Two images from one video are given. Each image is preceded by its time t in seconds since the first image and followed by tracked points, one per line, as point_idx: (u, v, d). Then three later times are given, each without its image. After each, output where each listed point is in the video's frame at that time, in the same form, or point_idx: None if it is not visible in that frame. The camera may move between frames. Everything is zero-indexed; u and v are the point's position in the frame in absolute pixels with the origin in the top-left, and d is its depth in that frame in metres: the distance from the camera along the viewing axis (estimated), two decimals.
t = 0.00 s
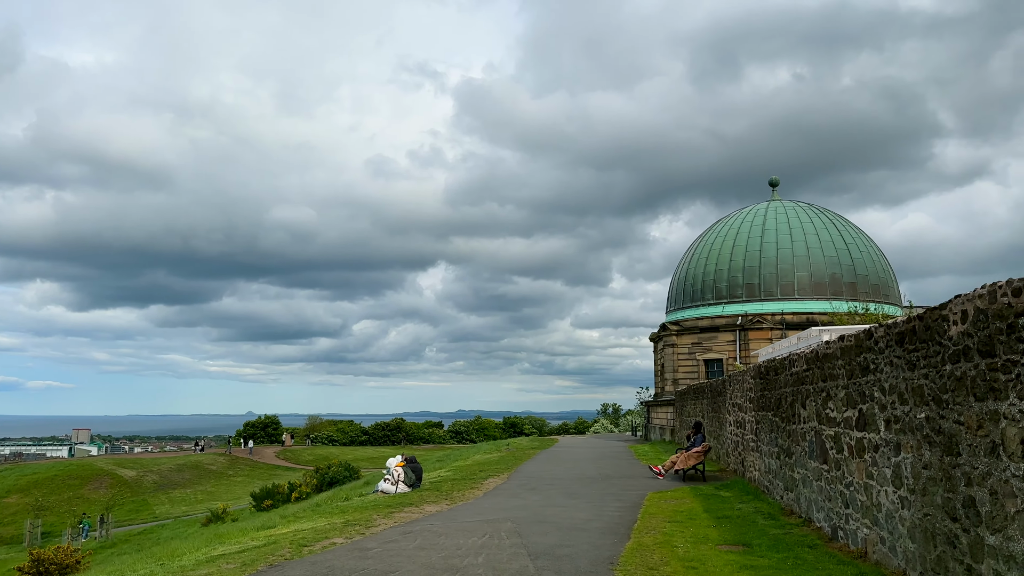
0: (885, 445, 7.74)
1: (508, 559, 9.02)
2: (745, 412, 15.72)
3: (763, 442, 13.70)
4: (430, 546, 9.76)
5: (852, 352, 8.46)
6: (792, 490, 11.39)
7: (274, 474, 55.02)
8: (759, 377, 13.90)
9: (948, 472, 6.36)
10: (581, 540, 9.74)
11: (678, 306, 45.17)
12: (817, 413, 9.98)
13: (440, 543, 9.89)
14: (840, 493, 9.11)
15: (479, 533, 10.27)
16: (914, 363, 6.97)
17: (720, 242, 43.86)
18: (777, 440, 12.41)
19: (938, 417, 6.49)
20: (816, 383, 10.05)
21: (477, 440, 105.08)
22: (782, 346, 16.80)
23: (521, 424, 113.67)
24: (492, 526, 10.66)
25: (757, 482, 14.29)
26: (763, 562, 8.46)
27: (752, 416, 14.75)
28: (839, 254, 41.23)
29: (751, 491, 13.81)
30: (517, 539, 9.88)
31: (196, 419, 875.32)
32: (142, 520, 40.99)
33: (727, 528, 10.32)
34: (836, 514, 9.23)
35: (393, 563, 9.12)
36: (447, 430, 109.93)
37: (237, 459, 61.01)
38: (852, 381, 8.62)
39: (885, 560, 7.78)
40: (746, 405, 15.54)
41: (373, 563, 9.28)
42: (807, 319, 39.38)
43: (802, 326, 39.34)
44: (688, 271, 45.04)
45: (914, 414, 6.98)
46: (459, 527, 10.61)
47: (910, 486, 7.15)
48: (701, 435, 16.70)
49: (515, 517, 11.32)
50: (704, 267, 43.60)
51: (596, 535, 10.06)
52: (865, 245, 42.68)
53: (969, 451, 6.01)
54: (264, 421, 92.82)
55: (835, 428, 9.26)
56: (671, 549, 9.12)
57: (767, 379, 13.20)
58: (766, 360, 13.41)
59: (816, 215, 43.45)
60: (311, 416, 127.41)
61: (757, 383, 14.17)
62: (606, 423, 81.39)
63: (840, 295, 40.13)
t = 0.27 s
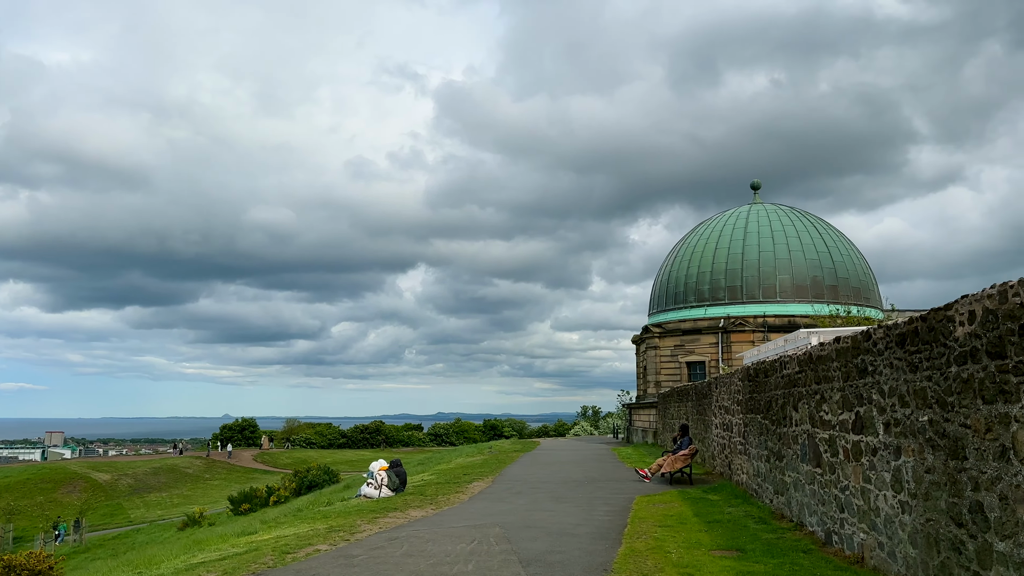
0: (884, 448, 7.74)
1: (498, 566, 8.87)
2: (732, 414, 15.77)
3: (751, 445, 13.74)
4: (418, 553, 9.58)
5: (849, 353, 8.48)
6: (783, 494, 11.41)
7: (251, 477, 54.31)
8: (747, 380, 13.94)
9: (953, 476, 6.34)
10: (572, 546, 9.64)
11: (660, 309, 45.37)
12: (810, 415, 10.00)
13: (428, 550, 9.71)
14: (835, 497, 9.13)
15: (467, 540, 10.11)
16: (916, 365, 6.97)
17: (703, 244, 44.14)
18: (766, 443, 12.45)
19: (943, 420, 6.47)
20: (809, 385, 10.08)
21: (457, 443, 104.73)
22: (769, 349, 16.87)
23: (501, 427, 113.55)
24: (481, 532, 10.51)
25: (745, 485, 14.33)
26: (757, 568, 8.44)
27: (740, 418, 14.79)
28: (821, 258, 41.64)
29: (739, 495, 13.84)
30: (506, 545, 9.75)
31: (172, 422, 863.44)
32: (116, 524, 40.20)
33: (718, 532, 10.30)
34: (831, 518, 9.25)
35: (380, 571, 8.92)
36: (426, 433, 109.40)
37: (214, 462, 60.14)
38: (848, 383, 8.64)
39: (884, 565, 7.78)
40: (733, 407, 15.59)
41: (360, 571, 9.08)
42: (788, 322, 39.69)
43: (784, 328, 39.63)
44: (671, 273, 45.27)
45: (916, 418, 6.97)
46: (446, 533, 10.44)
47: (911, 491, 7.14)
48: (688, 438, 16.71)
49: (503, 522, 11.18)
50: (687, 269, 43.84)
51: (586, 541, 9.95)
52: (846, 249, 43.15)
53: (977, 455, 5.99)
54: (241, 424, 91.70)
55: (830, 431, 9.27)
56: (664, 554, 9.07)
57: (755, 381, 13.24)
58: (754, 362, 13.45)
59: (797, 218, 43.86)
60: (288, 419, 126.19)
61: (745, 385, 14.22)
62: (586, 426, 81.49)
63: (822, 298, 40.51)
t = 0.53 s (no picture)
0: (888, 451, 7.70)
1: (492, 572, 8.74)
2: (723, 416, 15.77)
3: (743, 447, 13.74)
4: (408, 559, 9.41)
5: (851, 354, 8.44)
6: (778, 497, 11.40)
7: (233, 480, 53.70)
8: (739, 382, 13.97)
9: (964, 480, 6.24)
10: (566, 551, 9.55)
11: (646, 310, 45.50)
12: (808, 417, 9.99)
13: (419, 555, 9.55)
14: (834, 500, 9.10)
15: (459, 544, 9.97)
16: (922, 365, 6.91)
17: (689, 246, 44.33)
18: (760, 445, 12.44)
19: (953, 422, 6.38)
20: (807, 387, 10.06)
21: (440, 445, 104.36)
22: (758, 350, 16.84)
23: (484, 429, 113.37)
24: (472, 536, 10.38)
25: (737, 488, 14.33)
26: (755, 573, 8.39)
27: (732, 420, 14.79)
28: (806, 260, 41.95)
29: (732, 498, 13.83)
30: (499, 550, 9.63)
31: (151, 424, 853.25)
32: (94, 528, 39.54)
33: (714, 536, 10.26)
34: (830, 522, 9.22)
35: None
36: (409, 435, 108.93)
37: (195, 465, 59.41)
38: (849, 384, 8.61)
39: (887, 570, 7.73)
40: (725, 409, 15.59)
41: None
42: (774, 324, 39.91)
43: (770, 330, 39.85)
44: (656, 275, 45.42)
45: (923, 420, 6.92)
46: (437, 538, 10.29)
47: (917, 494, 7.08)
48: (678, 440, 16.69)
49: (494, 527, 11.06)
50: (673, 271, 44.01)
51: (580, 545, 9.87)
52: (832, 251, 43.52)
53: (989, 457, 5.88)
54: (222, 426, 90.75)
55: (830, 432, 9.24)
56: (661, 560, 9.00)
57: (748, 382, 13.23)
58: (748, 364, 13.45)
59: (783, 220, 44.19)
60: (270, 422, 125.12)
61: (737, 386, 14.22)
62: (571, 428, 81.54)
63: (808, 300, 40.79)
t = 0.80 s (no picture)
0: (897, 457, 7.62)
1: None
2: (718, 420, 15.74)
3: (740, 451, 13.70)
4: (402, 568, 9.25)
5: (857, 358, 8.37)
6: (778, 502, 11.35)
7: (216, 483, 53.14)
8: (736, 386, 13.92)
9: (981, 488, 6.13)
10: (564, 560, 9.43)
11: (635, 312, 45.53)
12: (811, 422, 9.94)
13: (414, 564, 9.40)
14: (838, 507, 9.04)
15: (454, 553, 9.82)
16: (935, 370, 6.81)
17: (678, 248, 44.43)
18: (758, 449, 12.40)
19: (969, 429, 6.28)
20: (809, 391, 10.00)
21: (426, 448, 103.97)
22: (751, 353, 16.75)
23: (471, 431, 113.10)
24: (466, 544, 10.24)
25: (732, 493, 14.30)
26: None
27: (727, 424, 14.76)
28: (795, 263, 42.17)
29: (728, 503, 13.80)
30: (496, 559, 9.49)
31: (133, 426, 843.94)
32: (75, 531, 38.97)
33: (714, 543, 10.20)
34: (834, 529, 9.16)
35: None
36: (395, 437, 108.43)
37: (178, 468, 58.75)
38: (855, 389, 8.54)
39: None
40: (720, 412, 15.54)
41: None
42: (763, 326, 40.05)
43: (759, 333, 40.00)
44: (646, 277, 45.49)
45: (936, 426, 6.83)
46: (431, 546, 10.12)
47: (929, 503, 6.99)
48: (672, 444, 16.63)
49: (489, 534, 10.92)
50: (663, 273, 44.08)
51: (579, 554, 9.75)
52: (820, 254, 43.79)
53: (1008, 465, 5.77)
54: (205, 428, 89.87)
55: (834, 438, 9.17)
56: (663, 568, 8.92)
57: (746, 386, 13.19)
58: (744, 367, 13.41)
59: (772, 222, 44.41)
60: (254, 424, 124.10)
61: (733, 390, 14.18)
62: (557, 430, 81.51)
63: (797, 302, 41.00)
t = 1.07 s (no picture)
0: (910, 459, 7.54)
1: None
2: (715, 420, 15.74)
3: (739, 453, 13.68)
4: (400, 572, 9.11)
5: (867, 357, 8.31)
6: (779, 504, 11.32)
7: (203, 485, 52.67)
8: (735, 386, 13.91)
9: (1003, 490, 6.04)
10: (565, 564, 9.34)
11: (627, 313, 45.57)
12: (816, 422, 9.89)
13: (413, 568, 9.27)
14: (846, 509, 8.99)
15: (452, 557, 9.70)
16: (952, 370, 6.73)
17: (670, 249, 44.52)
18: (759, 450, 12.37)
19: (989, 430, 6.19)
20: (815, 392, 9.95)
21: (414, 449, 103.70)
22: (748, 353, 16.78)
23: (459, 432, 112.89)
24: (464, 548, 10.12)
25: (731, 494, 14.29)
26: None
27: (725, 425, 14.75)
28: (786, 263, 42.39)
29: (727, 505, 13.78)
30: (496, 564, 9.37)
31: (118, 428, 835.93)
32: (58, 534, 38.47)
33: (717, 546, 10.15)
34: (841, 531, 9.11)
35: None
36: (382, 438, 108.06)
37: (164, 469, 58.20)
38: (864, 389, 8.47)
39: None
40: (717, 413, 15.54)
41: None
42: (755, 327, 40.19)
43: (750, 333, 40.14)
44: (637, 277, 45.56)
45: (952, 427, 6.75)
46: (429, 551, 9.99)
47: (945, 506, 6.90)
48: (668, 446, 16.60)
49: (487, 538, 10.82)
50: (654, 273, 44.15)
51: (580, 558, 9.67)
52: (811, 255, 44.03)
53: None
54: (191, 429, 89.08)
55: (842, 439, 9.11)
56: (667, 572, 8.86)
57: (745, 387, 13.17)
58: (744, 368, 13.39)
59: (763, 223, 44.60)
60: (240, 425, 123.27)
61: (732, 390, 14.17)
62: (546, 431, 81.55)
63: (788, 303, 41.21)
